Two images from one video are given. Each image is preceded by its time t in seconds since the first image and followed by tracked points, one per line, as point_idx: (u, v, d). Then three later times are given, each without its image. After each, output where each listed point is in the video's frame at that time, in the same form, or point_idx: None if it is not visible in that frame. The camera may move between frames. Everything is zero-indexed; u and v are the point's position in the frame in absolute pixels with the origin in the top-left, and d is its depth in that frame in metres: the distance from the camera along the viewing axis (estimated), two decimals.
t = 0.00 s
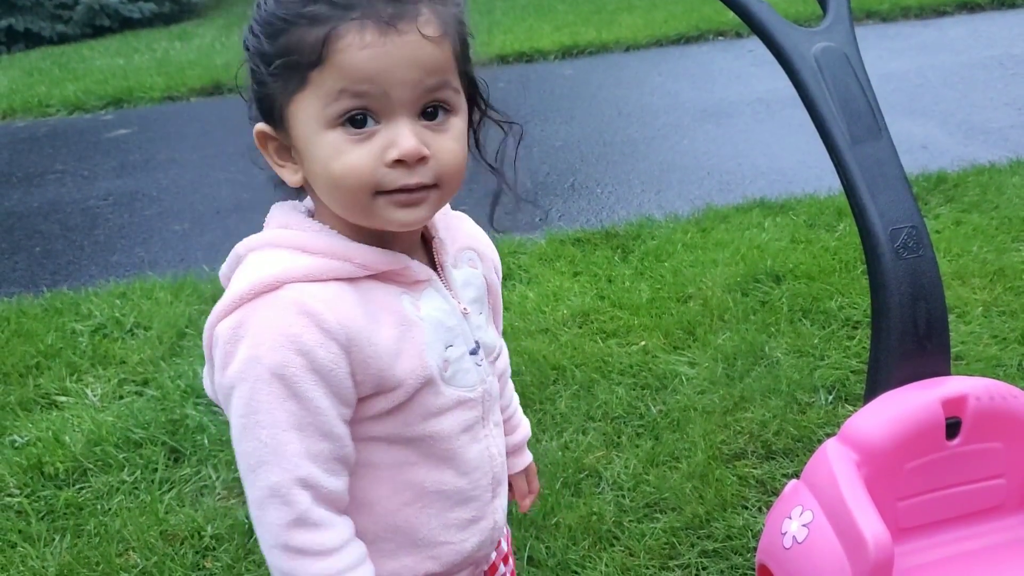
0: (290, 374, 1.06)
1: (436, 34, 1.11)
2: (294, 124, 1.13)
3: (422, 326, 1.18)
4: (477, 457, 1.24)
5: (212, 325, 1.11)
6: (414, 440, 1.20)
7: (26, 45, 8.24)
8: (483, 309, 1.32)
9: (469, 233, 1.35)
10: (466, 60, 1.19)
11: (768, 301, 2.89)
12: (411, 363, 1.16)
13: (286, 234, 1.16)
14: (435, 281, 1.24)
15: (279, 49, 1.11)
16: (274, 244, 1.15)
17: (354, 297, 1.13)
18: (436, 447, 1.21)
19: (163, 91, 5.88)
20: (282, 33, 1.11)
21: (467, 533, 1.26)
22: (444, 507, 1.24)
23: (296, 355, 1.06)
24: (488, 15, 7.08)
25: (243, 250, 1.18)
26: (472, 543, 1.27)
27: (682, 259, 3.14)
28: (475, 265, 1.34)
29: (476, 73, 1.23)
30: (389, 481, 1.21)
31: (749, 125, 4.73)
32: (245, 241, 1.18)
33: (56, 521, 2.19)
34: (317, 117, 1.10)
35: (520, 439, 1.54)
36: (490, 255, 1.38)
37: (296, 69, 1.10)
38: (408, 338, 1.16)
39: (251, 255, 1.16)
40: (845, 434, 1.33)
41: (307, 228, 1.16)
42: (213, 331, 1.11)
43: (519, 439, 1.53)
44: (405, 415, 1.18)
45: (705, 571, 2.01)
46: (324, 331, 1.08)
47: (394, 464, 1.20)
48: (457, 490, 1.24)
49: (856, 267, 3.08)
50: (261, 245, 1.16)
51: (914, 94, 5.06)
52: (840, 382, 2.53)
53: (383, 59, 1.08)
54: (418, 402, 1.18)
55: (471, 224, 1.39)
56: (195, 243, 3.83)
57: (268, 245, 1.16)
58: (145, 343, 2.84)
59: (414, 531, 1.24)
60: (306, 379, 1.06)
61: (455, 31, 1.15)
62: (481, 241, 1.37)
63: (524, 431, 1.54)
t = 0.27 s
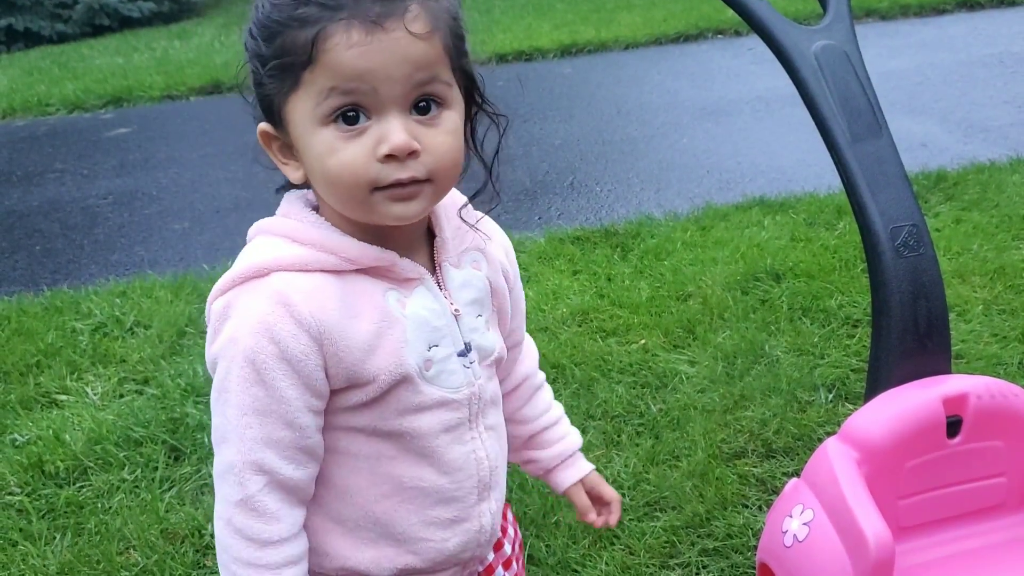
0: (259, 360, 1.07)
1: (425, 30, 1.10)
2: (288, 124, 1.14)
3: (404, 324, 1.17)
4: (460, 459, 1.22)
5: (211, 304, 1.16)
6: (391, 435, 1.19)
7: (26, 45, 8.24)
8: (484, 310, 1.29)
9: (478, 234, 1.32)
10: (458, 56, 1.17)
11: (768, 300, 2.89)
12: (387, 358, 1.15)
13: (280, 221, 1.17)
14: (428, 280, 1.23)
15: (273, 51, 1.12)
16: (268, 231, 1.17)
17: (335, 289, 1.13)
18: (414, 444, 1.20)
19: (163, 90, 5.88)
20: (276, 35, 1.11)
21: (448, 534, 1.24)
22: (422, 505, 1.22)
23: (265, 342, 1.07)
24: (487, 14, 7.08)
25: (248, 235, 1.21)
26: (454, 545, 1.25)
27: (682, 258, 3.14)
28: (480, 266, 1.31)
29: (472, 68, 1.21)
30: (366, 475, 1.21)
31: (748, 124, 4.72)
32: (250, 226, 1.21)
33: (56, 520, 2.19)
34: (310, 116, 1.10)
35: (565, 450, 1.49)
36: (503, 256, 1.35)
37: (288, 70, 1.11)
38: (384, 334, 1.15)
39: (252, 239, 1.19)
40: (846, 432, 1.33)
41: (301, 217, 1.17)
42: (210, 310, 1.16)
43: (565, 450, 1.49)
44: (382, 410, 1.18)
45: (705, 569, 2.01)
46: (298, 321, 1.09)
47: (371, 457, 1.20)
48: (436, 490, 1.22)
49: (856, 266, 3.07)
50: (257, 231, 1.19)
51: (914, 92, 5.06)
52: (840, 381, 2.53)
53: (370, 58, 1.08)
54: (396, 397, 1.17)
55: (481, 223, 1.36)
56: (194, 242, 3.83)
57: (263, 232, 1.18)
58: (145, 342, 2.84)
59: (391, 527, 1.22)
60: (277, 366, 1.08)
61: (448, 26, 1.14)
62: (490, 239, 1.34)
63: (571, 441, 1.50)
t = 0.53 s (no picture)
0: (242, 334, 1.08)
1: (351, 36, 1.05)
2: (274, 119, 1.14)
3: (386, 315, 1.16)
4: (444, 451, 1.22)
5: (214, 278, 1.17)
6: (377, 423, 1.19)
7: (26, 44, 8.23)
8: (485, 306, 1.26)
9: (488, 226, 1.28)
10: (448, 49, 1.09)
11: (768, 299, 2.89)
12: (369, 348, 1.14)
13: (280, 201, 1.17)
14: (420, 274, 1.20)
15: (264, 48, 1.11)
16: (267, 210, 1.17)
17: (321, 274, 1.12)
18: (398, 433, 1.19)
19: (162, 89, 5.88)
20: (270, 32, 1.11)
21: (429, 526, 1.24)
22: (404, 493, 1.22)
23: (250, 316, 1.08)
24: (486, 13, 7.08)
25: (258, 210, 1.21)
26: (435, 538, 1.25)
27: (682, 257, 3.14)
28: (486, 260, 1.27)
29: (474, 62, 1.13)
30: (350, 458, 1.21)
31: (747, 123, 4.72)
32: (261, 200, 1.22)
33: (56, 520, 2.19)
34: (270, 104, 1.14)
35: (574, 439, 1.48)
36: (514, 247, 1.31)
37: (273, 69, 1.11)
38: (366, 322, 1.14)
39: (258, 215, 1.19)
40: (847, 432, 1.33)
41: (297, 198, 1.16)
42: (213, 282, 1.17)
43: (574, 439, 1.48)
44: (367, 396, 1.18)
45: (706, 570, 2.01)
46: (282, 300, 1.09)
47: (356, 445, 1.20)
48: (418, 481, 1.22)
49: (856, 266, 3.07)
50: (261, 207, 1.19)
51: (913, 91, 5.06)
52: (841, 381, 2.53)
53: (295, 57, 1.07)
54: (376, 386, 1.17)
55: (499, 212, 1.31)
56: (194, 241, 3.83)
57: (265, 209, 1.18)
58: (145, 342, 2.84)
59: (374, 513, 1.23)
60: (260, 342, 1.08)
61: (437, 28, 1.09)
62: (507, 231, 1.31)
63: (581, 431, 1.49)
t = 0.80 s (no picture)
0: (223, 308, 1.21)
1: (289, 56, 1.09)
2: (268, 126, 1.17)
3: (333, 324, 1.19)
4: (392, 465, 1.24)
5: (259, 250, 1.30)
6: (332, 424, 1.24)
7: (29, 42, 8.23)
8: (455, 332, 1.23)
9: (479, 249, 1.23)
10: (403, 67, 1.08)
11: (772, 299, 2.89)
12: (315, 352, 1.19)
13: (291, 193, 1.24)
14: (383, 288, 1.22)
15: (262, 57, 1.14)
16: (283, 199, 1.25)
17: (289, 273, 1.19)
18: (349, 438, 1.23)
19: (165, 88, 5.88)
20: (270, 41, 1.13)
21: (375, 533, 1.27)
22: (355, 498, 1.26)
23: (228, 293, 1.20)
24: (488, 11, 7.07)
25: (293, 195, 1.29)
26: (381, 547, 1.28)
27: (686, 257, 3.14)
28: (463, 284, 1.22)
29: (440, 81, 1.09)
30: (311, 453, 1.27)
31: (750, 122, 4.72)
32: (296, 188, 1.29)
33: (62, 520, 2.19)
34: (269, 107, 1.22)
35: (653, 472, 1.36)
36: (519, 270, 1.24)
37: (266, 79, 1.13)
38: (315, 328, 1.19)
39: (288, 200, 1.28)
40: (852, 433, 1.33)
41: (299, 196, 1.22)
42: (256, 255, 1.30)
43: (657, 473, 1.36)
44: (325, 397, 1.23)
45: (710, 570, 2.01)
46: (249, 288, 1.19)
47: (317, 442, 1.26)
48: (362, 487, 1.25)
49: (860, 265, 3.07)
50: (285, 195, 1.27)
51: (917, 89, 5.05)
52: (845, 380, 2.53)
53: (256, 72, 1.13)
54: (326, 389, 1.22)
55: (522, 235, 1.25)
56: (198, 240, 3.83)
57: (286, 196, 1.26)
58: (149, 342, 2.84)
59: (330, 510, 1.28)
60: (230, 319, 1.20)
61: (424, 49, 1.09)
62: (522, 255, 1.24)
63: (663, 464, 1.36)
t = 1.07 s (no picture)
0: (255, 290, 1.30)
1: (295, 48, 1.12)
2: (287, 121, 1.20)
3: (336, 310, 1.23)
4: (385, 455, 1.26)
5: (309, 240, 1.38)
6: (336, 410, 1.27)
7: (34, 39, 8.23)
8: (453, 331, 1.21)
9: (486, 253, 1.21)
10: (403, 62, 1.08)
11: (778, 297, 2.89)
12: (317, 338, 1.23)
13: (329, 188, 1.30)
14: (385, 280, 1.23)
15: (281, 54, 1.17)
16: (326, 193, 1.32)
17: (306, 259, 1.24)
18: (351, 424, 1.26)
19: (171, 85, 5.88)
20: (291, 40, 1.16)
21: (369, 523, 1.29)
22: (354, 484, 1.29)
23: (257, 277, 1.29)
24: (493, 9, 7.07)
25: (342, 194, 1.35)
26: (375, 538, 1.29)
27: (692, 255, 3.14)
28: (463, 285, 1.20)
29: (442, 78, 1.09)
30: (323, 437, 1.32)
31: (756, 121, 4.71)
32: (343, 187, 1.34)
33: (69, 514, 2.20)
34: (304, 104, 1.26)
35: (628, 521, 1.21)
36: (525, 278, 1.19)
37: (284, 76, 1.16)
38: (318, 313, 1.23)
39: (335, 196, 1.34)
40: (861, 430, 1.33)
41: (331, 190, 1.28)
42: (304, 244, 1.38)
43: (635, 523, 1.21)
44: (329, 382, 1.26)
45: (717, 568, 2.01)
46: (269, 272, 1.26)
47: (326, 427, 1.30)
48: (359, 473, 1.28)
49: (867, 264, 3.07)
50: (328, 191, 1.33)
51: (924, 89, 5.04)
52: (851, 379, 2.53)
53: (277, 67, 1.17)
54: (329, 374, 1.25)
55: (537, 242, 1.21)
56: (204, 237, 3.84)
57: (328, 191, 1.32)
58: (156, 337, 2.84)
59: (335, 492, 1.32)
60: (256, 301, 1.29)
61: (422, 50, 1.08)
62: (528, 262, 1.20)
63: (644, 515, 1.21)
